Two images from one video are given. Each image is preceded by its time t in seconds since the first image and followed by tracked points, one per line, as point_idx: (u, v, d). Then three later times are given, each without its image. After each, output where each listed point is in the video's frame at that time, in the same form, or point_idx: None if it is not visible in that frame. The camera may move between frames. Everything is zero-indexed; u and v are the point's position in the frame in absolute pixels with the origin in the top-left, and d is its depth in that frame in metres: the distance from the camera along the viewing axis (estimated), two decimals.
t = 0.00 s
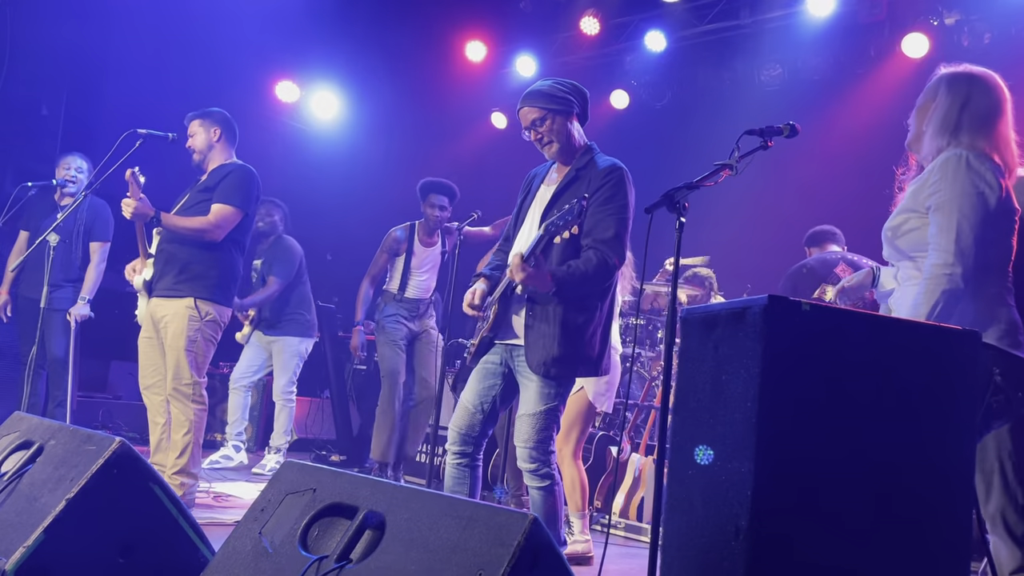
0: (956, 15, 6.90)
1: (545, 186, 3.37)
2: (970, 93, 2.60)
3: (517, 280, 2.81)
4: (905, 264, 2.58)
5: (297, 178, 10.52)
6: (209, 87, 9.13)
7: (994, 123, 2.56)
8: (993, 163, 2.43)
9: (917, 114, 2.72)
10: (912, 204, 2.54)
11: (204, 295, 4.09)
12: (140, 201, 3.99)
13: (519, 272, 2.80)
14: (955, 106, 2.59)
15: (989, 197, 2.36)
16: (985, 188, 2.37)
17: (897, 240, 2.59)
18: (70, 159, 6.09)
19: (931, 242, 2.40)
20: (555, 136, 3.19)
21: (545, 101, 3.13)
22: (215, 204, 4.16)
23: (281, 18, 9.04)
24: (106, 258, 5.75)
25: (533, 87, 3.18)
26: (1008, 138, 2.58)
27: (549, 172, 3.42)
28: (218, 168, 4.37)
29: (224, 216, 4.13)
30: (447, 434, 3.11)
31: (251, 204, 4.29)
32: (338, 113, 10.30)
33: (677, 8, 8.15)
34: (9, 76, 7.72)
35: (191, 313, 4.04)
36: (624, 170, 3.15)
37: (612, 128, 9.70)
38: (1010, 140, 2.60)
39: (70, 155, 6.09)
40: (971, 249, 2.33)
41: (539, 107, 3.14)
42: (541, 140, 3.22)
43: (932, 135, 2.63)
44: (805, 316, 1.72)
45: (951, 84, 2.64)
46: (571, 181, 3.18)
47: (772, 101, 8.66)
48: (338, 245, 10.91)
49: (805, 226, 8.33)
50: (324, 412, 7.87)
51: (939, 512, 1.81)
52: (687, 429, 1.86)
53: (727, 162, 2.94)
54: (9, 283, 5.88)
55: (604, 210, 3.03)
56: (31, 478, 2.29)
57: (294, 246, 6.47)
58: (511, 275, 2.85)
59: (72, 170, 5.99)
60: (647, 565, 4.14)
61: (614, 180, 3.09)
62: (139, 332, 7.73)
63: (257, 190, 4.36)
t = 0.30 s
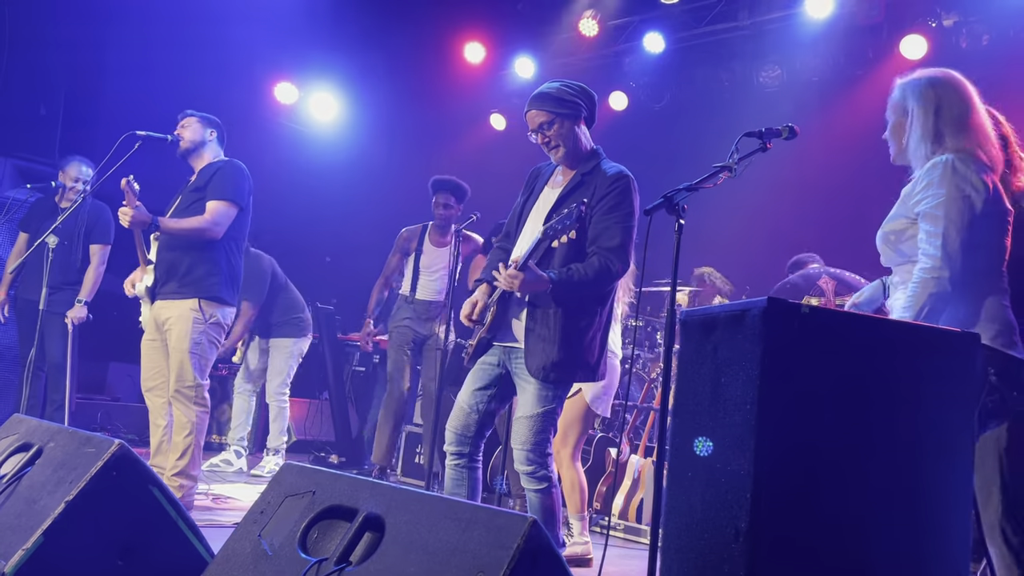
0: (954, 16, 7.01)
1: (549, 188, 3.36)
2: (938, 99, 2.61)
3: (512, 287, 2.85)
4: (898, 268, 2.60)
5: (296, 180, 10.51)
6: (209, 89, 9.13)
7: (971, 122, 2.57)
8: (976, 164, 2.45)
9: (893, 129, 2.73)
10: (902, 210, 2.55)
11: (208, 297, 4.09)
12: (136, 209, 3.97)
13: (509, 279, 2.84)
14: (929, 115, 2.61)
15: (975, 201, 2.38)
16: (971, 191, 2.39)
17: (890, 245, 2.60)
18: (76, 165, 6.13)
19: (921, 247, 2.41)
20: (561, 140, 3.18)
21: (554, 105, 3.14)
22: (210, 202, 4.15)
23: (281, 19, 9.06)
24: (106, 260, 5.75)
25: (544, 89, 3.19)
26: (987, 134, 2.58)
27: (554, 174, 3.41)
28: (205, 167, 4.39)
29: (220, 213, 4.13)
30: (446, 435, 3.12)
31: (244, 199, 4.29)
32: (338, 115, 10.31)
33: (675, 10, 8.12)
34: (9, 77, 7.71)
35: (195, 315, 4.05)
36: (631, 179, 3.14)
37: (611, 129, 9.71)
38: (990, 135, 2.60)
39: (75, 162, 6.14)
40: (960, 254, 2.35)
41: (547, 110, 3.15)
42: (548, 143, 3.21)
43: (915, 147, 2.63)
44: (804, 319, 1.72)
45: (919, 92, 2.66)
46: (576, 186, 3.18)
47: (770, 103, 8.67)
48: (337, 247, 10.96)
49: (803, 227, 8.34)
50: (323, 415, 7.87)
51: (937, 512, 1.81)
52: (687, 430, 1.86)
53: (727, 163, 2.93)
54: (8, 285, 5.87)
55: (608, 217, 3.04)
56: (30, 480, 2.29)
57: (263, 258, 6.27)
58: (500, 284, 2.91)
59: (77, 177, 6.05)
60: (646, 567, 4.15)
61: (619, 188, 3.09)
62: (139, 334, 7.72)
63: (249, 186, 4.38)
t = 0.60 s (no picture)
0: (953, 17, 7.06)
1: (551, 190, 3.36)
2: (911, 113, 2.59)
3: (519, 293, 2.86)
4: (881, 278, 2.59)
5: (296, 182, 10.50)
6: (208, 90, 9.15)
7: (944, 136, 2.56)
8: (952, 178, 2.46)
9: (864, 147, 2.68)
10: (882, 225, 2.55)
11: (206, 297, 4.09)
12: (133, 207, 3.97)
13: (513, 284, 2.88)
14: (905, 130, 2.58)
15: (955, 213, 2.37)
16: (950, 205, 2.39)
17: (872, 258, 2.59)
18: (77, 167, 6.13)
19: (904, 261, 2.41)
20: (563, 142, 3.19)
21: (556, 107, 3.15)
22: (206, 200, 4.16)
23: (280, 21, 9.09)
24: (105, 262, 5.74)
25: (546, 91, 3.20)
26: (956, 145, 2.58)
27: (556, 175, 3.41)
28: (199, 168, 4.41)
29: (216, 210, 4.13)
30: (448, 436, 3.12)
31: (241, 195, 4.28)
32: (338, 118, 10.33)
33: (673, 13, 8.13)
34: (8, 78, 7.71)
35: (193, 318, 4.04)
36: (633, 181, 3.15)
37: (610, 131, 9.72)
38: (957, 150, 2.60)
39: (76, 163, 6.13)
40: (944, 265, 2.34)
41: (549, 112, 3.16)
42: (550, 145, 3.22)
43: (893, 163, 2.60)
44: (804, 320, 1.72)
45: (889, 107, 2.64)
46: (578, 188, 3.18)
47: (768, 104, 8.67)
48: (336, 249, 11.01)
49: (802, 228, 8.34)
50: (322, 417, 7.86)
51: (936, 511, 1.82)
52: (686, 432, 1.85)
53: (726, 165, 2.93)
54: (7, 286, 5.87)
55: (614, 220, 3.04)
56: (29, 482, 2.29)
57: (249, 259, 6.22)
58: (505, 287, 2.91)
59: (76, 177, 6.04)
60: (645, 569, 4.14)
61: (623, 191, 3.09)
62: (138, 335, 7.71)
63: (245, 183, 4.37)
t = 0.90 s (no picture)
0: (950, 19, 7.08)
1: (554, 193, 3.36)
2: (905, 118, 2.62)
3: (518, 300, 2.89)
4: (865, 283, 2.59)
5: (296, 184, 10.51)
6: (208, 93, 9.16)
7: (934, 139, 2.59)
8: (938, 185, 2.46)
9: (855, 144, 2.71)
10: (866, 228, 2.56)
11: (204, 298, 4.09)
12: (131, 207, 3.97)
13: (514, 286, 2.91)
14: (896, 135, 2.61)
15: (937, 223, 2.36)
16: (931, 215, 2.37)
17: (855, 262, 2.60)
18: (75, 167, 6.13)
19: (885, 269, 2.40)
20: (565, 146, 3.20)
21: (560, 111, 3.15)
22: (205, 201, 4.17)
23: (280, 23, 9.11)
24: (104, 264, 5.74)
25: (550, 95, 3.20)
26: (947, 152, 2.61)
27: (559, 178, 3.41)
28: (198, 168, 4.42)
29: (215, 212, 4.13)
30: (445, 437, 3.12)
31: (241, 197, 4.29)
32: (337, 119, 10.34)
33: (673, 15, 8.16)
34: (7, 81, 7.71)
35: (190, 320, 4.04)
36: (636, 187, 3.15)
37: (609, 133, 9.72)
38: (948, 153, 2.62)
39: (74, 163, 6.12)
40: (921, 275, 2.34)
41: (553, 117, 3.16)
42: (553, 149, 3.23)
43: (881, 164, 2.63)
44: (800, 322, 1.72)
45: (883, 106, 2.67)
46: (580, 192, 3.18)
47: (766, 106, 8.68)
48: (336, 251, 11.00)
49: (800, 230, 8.32)
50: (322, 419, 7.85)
51: (935, 510, 1.82)
52: (684, 433, 1.86)
53: (723, 167, 2.92)
54: (7, 289, 5.87)
55: (614, 227, 3.04)
56: (26, 485, 2.29)
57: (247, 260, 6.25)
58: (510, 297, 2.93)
59: (75, 178, 6.04)
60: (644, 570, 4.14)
61: (624, 197, 3.09)
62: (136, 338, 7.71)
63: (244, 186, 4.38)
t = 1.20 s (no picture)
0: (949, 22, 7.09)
1: (558, 197, 3.37)
2: (921, 113, 2.61)
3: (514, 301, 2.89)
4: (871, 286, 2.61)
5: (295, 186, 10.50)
6: (207, 96, 9.17)
7: (953, 133, 2.56)
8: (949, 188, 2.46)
9: (878, 139, 2.74)
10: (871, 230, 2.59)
11: (204, 301, 4.09)
12: (132, 210, 3.97)
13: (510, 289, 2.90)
14: (910, 130, 2.61)
15: (941, 233, 2.38)
16: (936, 224, 2.39)
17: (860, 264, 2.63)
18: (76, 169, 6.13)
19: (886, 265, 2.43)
20: (571, 150, 3.21)
21: (567, 116, 3.19)
22: (206, 204, 4.18)
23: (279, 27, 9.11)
24: (105, 267, 5.73)
25: (557, 100, 3.25)
26: (967, 145, 2.55)
27: (563, 183, 3.42)
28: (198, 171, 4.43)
29: (215, 215, 4.14)
30: (442, 440, 3.12)
31: (241, 201, 4.31)
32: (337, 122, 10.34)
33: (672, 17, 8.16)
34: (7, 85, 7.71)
35: (190, 323, 4.04)
36: (640, 197, 3.14)
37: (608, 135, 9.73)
38: (970, 147, 2.59)
39: (75, 166, 6.12)
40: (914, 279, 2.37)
41: (562, 123, 3.19)
42: (558, 153, 3.25)
43: (893, 161, 2.64)
44: (799, 325, 1.73)
45: (902, 103, 2.67)
46: (584, 198, 3.18)
47: (766, 108, 8.68)
48: (336, 253, 10.99)
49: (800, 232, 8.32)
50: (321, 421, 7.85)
51: (937, 511, 1.82)
52: (684, 436, 1.87)
53: (721, 169, 2.92)
54: (7, 292, 5.88)
55: (614, 231, 3.03)
56: (27, 488, 2.29)
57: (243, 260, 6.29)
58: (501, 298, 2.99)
59: (75, 181, 6.04)
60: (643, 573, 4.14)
61: (625, 205, 3.08)
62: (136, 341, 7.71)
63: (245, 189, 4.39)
